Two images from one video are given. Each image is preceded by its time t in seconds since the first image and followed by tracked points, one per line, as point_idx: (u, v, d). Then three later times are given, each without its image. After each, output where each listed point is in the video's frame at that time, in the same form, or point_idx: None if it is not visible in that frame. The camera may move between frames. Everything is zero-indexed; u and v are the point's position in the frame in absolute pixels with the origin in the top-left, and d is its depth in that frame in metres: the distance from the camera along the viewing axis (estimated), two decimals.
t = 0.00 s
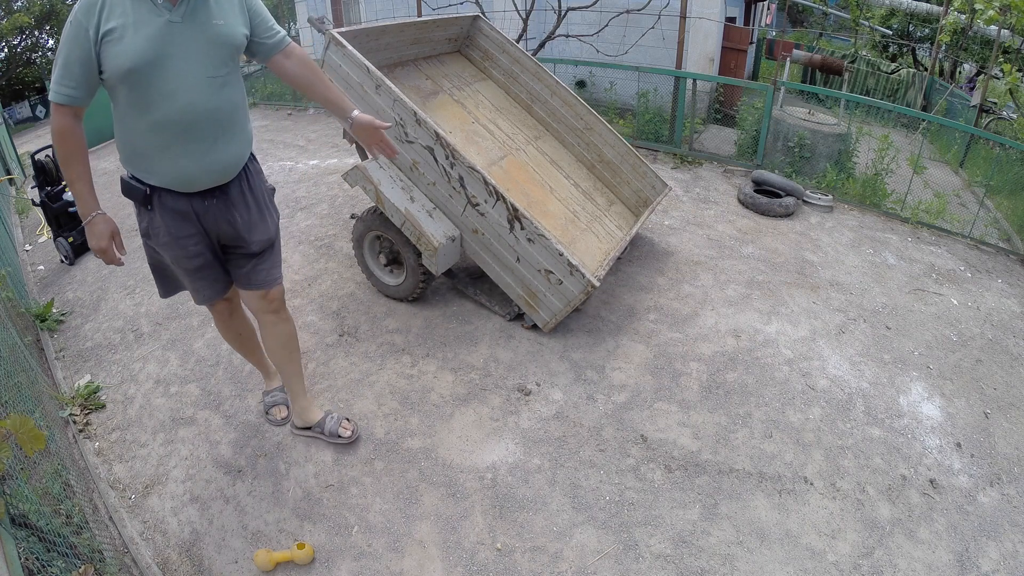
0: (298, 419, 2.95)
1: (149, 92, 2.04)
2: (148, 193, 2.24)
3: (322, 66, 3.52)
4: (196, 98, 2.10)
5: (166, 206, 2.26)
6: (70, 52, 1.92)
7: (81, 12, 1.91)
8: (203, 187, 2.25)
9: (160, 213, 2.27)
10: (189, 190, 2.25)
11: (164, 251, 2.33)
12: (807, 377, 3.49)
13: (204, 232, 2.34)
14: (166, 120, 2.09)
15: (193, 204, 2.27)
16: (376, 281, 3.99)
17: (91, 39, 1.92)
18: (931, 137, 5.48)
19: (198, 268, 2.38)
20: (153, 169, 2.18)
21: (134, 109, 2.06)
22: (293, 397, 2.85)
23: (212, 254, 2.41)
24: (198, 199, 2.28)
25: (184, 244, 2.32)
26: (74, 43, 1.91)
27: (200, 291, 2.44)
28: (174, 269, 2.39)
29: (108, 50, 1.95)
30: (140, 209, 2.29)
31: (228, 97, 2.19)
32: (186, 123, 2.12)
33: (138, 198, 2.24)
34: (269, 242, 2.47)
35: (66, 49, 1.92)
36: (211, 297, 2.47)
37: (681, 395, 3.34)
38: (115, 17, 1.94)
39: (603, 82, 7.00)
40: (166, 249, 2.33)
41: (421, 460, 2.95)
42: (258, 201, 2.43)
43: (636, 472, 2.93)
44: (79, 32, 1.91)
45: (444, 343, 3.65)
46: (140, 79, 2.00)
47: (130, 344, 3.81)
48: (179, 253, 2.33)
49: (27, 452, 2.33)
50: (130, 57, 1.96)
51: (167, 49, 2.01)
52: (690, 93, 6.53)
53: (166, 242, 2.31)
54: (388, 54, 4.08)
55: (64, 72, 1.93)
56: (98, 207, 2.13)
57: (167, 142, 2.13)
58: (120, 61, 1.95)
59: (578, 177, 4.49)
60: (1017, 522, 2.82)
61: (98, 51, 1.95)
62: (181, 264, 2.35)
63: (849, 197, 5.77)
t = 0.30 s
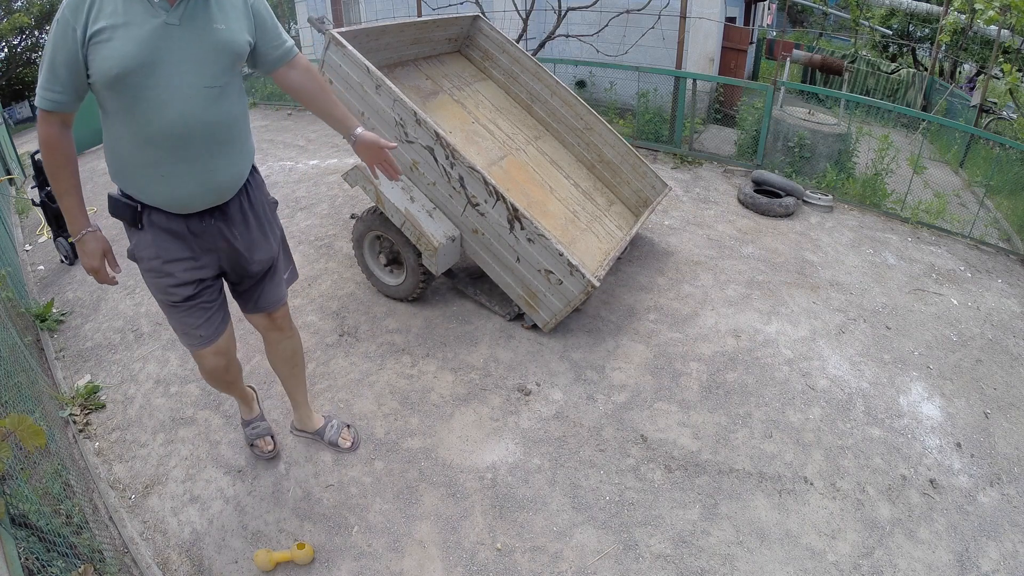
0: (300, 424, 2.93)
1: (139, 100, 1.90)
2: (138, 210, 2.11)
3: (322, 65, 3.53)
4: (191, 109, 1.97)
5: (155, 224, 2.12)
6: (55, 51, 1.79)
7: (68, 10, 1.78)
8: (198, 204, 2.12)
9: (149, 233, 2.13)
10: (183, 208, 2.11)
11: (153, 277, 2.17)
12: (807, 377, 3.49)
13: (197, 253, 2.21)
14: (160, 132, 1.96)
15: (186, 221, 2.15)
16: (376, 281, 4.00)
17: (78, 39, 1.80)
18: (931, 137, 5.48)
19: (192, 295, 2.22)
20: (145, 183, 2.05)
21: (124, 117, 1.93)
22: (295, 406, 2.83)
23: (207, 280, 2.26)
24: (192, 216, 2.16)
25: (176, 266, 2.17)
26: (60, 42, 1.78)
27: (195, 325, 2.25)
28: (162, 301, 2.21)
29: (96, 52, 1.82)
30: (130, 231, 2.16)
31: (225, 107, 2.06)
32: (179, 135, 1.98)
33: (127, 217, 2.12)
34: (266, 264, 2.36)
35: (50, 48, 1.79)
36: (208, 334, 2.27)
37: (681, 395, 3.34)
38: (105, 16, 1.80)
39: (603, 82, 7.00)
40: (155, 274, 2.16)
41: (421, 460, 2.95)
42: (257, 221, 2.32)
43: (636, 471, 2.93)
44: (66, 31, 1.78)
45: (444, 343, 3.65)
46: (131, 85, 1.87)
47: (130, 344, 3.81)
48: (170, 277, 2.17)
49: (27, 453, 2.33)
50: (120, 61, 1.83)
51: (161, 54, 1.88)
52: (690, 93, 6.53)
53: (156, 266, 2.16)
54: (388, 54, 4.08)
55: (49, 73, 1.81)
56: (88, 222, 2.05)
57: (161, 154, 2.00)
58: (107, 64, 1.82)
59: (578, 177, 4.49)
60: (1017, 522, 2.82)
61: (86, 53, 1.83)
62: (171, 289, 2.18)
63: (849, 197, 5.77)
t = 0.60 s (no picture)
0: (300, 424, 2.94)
1: (130, 109, 1.78)
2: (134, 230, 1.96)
3: (322, 66, 3.53)
4: (189, 110, 1.89)
5: (157, 243, 2.00)
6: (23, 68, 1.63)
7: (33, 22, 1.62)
8: (194, 213, 2.03)
9: (150, 253, 2.00)
10: (179, 220, 2.01)
11: (158, 300, 2.03)
12: (807, 377, 3.49)
13: (202, 267, 2.13)
14: (155, 141, 1.86)
15: (190, 234, 2.06)
16: (376, 281, 4.00)
17: (53, 54, 1.65)
18: (931, 137, 5.48)
19: (200, 313, 2.12)
20: (137, 200, 1.93)
21: (113, 131, 1.81)
22: (294, 406, 2.85)
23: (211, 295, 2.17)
24: (195, 228, 2.07)
25: (183, 283, 2.07)
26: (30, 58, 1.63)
27: (203, 346, 2.15)
28: (168, 325, 2.07)
29: (77, 66, 1.68)
30: (121, 254, 1.99)
31: (215, 105, 1.99)
32: (175, 140, 1.89)
33: (121, 238, 1.95)
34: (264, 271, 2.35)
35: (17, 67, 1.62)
36: (214, 354, 2.19)
37: (681, 395, 3.34)
38: (80, 24, 1.67)
39: (603, 82, 7.00)
40: (160, 297, 2.03)
41: (421, 460, 2.95)
42: (253, 228, 2.29)
43: (636, 471, 2.93)
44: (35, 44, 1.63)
45: (444, 343, 3.65)
46: (121, 96, 1.76)
47: (130, 344, 3.81)
48: (178, 296, 2.06)
49: (27, 453, 2.33)
50: (108, 71, 1.71)
51: (150, 58, 1.78)
52: (690, 93, 6.53)
53: (161, 287, 2.02)
54: (388, 54, 4.08)
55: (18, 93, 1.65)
56: (68, 260, 1.83)
57: (154, 165, 1.90)
58: (95, 74, 1.70)
59: (578, 177, 4.49)
60: (1017, 522, 2.82)
61: (61, 66, 1.68)
62: (179, 309, 2.07)
63: (849, 197, 5.78)
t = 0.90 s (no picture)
0: (286, 429, 2.92)
1: (126, 111, 1.75)
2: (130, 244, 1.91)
3: (322, 66, 3.53)
4: (181, 109, 1.89)
5: (154, 255, 1.97)
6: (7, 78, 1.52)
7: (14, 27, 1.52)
8: (189, 215, 2.02)
9: (147, 266, 1.96)
10: (174, 225, 2.00)
11: (154, 313, 2.00)
12: (807, 378, 3.49)
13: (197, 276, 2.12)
14: (148, 143, 1.83)
15: (186, 243, 2.05)
16: (376, 281, 4.00)
17: (39, 60, 1.57)
18: (931, 137, 5.48)
19: (195, 322, 2.11)
20: (127, 208, 1.88)
21: (104, 137, 1.76)
22: (275, 412, 2.85)
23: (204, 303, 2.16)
24: (190, 236, 2.07)
25: (180, 293, 2.05)
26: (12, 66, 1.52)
27: (196, 356, 2.14)
28: (164, 336, 2.05)
29: (66, 70, 1.62)
30: (112, 270, 1.92)
31: (200, 104, 1.99)
32: (170, 141, 1.88)
33: (116, 253, 1.90)
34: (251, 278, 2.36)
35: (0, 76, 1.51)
36: (203, 364, 2.17)
37: (681, 395, 3.34)
38: (65, 26, 1.60)
39: (603, 82, 7.00)
40: (157, 310, 2.01)
41: (421, 460, 2.95)
42: (239, 232, 2.30)
43: (636, 472, 2.93)
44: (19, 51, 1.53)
45: (444, 343, 3.65)
46: (116, 99, 1.72)
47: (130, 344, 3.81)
48: (176, 306, 2.04)
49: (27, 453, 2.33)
50: (102, 73, 1.67)
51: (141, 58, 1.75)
52: (690, 93, 6.53)
53: (160, 299, 2.00)
54: (389, 54, 4.08)
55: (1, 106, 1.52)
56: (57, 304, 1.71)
57: (148, 169, 1.87)
58: (89, 77, 1.65)
59: (578, 176, 4.49)
60: (1017, 522, 2.82)
61: (48, 72, 1.60)
62: (177, 319, 2.06)
63: (849, 197, 5.78)
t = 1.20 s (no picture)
0: (286, 429, 2.92)
1: (133, 110, 1.75)
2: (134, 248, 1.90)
3: (323, 66, 3.53)
4: (183, 109, 1.89)
5: (156, 258, 1.97)
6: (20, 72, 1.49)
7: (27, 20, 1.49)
8: (189, 216, 2.03)
9: (151, 270, 1.96)
10: (175, 227, 2.00)
11: (156, 316, 2.00)
12: (807, 377, 3.49)
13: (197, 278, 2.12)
14: (151, 143, 1.83)
15: (187, 245, 2.06)
16: (375, 281, 4.00)
17: (54, 55, 1.55)
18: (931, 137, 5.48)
19: (194, 324, 2.11)
20: (129, 209, 1.87)
21: (110, 136, 1.75)
22: (275, 412, 2.85)
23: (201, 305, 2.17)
24: (190, 237, 2.07)
25: (181, 295, 2.05)
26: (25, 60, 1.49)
27: (195, 358, 2.14)
28: (164, 338, 2.05)
29: (77, 67, 1.61)
30: (115, 275, 1.91)
31: (200, 105, 2.00)
32: (173, 141, 1.89)
33: (120, 257, 1.88)
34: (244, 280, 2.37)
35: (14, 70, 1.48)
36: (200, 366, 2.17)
37: (681, 395, 3.34)
38: (77, 21, 1.59)
39: (603, 82, 7.01)
40: (159, 313, 2.00)
41: (421, 460, 2.95)
42: (232, 236, 2.31)
43: (636, 471, 2.93)
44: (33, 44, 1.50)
45: (444, 343, 3.65)
46: (125, 98, 1.72)
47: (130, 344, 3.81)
48: (177, 308, 2.04)
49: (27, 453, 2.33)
50: (112, 71, 1.66)
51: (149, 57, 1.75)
52: (690, 93, 6.53)
53: (163, 301, 2.00)
54: (389, 54, 4.08)
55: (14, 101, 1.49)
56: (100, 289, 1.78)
57: (152, 169, 1.87)
58: (101, 74, 1.65)
59: (577, 176, 4.49)
60: (1017, 522, 2.82)
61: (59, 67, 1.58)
62: (179, 321, 2.06)
63: (849, 197, 5.78)
